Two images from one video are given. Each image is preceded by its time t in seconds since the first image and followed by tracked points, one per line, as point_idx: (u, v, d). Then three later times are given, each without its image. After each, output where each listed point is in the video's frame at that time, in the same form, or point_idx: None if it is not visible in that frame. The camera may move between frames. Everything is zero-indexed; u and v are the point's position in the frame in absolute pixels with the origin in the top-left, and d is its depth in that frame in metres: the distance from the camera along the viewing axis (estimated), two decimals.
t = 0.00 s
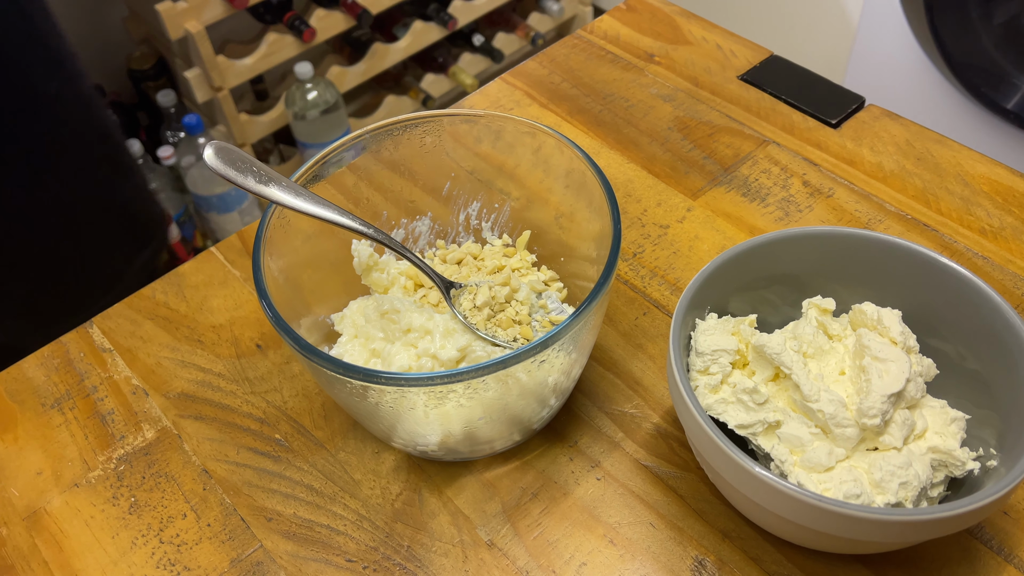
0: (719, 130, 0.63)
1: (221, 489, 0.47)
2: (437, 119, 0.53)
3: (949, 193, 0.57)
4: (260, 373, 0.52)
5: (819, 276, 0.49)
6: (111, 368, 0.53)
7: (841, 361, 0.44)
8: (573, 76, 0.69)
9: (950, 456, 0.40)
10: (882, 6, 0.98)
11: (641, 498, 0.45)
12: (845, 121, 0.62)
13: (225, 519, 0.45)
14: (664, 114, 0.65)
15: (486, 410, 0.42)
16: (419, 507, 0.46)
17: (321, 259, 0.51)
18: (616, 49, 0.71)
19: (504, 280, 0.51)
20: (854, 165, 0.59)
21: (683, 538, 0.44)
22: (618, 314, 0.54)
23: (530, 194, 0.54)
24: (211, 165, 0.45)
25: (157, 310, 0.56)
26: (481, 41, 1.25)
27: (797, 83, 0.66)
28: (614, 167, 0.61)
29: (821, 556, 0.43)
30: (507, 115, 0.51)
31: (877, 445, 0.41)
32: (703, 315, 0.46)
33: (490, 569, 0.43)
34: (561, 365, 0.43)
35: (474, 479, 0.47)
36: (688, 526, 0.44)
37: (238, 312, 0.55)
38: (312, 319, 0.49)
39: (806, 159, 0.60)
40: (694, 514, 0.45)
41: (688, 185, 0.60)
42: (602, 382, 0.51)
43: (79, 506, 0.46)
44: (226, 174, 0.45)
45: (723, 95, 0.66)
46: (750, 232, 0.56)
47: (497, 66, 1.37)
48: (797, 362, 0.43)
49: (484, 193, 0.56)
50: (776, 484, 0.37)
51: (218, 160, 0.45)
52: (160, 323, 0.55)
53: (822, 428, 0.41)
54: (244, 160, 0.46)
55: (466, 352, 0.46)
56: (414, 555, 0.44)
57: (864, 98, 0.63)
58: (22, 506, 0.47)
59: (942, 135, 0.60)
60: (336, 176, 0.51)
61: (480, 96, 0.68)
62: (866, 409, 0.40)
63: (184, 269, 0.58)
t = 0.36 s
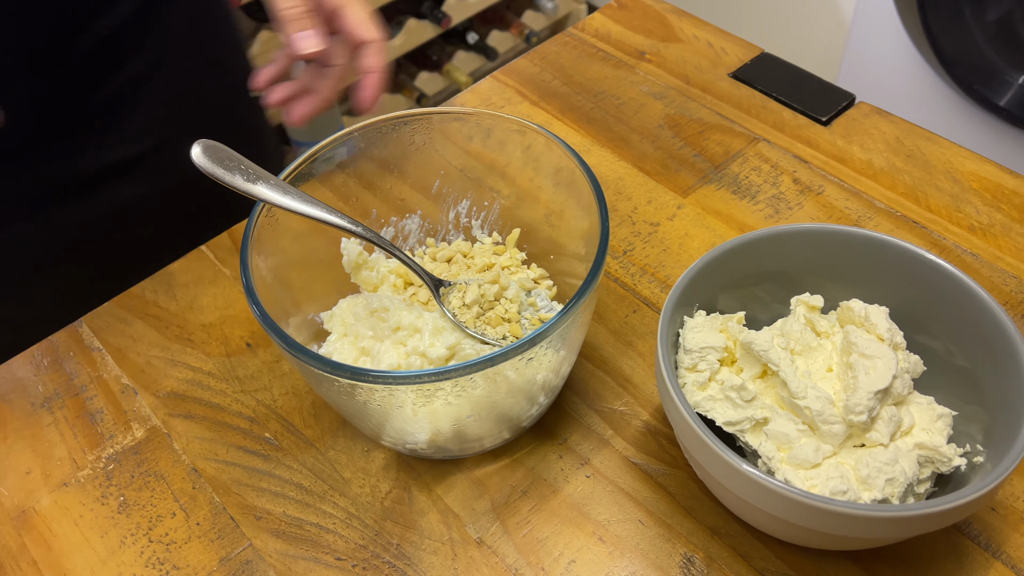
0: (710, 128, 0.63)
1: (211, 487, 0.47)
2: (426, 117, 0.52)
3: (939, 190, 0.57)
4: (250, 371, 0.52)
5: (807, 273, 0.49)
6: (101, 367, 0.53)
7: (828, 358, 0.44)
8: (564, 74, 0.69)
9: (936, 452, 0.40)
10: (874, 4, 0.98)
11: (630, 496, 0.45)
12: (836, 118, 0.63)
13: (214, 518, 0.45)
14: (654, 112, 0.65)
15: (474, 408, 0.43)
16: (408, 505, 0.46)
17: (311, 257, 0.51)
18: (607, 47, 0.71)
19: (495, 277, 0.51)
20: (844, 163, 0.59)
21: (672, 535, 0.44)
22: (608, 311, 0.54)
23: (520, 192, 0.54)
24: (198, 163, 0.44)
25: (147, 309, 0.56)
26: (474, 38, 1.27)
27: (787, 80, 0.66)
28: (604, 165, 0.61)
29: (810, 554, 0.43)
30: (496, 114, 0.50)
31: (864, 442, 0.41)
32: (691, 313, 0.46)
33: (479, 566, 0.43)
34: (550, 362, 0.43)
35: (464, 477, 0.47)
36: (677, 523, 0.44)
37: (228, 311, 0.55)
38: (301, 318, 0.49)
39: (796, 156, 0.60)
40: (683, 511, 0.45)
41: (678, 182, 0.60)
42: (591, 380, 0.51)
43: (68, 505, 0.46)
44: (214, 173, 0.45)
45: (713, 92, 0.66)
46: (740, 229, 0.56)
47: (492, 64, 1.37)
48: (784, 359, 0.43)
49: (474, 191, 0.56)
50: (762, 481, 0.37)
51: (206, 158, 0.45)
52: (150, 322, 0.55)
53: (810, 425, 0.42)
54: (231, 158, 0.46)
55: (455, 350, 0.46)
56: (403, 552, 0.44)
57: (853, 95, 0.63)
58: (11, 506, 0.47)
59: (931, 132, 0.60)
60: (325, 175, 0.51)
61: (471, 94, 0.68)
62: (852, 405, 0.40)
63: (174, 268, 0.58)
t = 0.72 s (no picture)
0: (703, 127, 0.63)
1: (203, 487, 0.47)
2: (417, 115, 0.51)
3: (931, 188, 0.57)
4: (243, 371, 0.52)
5: (799, 271, 0.49)
6: (93, 367, 0.53)
7: (819, 356, 0.44)
8: (558, 73, 0.69)
9: (926, 450, 0.40)
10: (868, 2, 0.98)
11: (622, 494, 0.46)
12: (829, 117, 0.63)
13: (207, 518, 0.46)
14: (648, 111, 0.65)
15: (465, 407, 0.43)
16: (400, 504, 0.46)
17: (303, 256, 0.51)
18: (600, 46, 0.71)
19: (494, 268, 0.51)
20: (837, 161, 0.59)
21: (663, 533, 0.44)
22: (601, 310, 0.54)
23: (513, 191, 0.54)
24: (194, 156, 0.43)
25: (140, 308, 0.56)
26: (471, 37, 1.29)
27: (780, 80, 0.66)
28: (597, 164, 0.61)
29: (801, 551, 0.43)
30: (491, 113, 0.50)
31: (854, 440, 0.41)
32: (682, 311, 0.46)
33: (471, 565, 0.43)
34: (541, 361, 0.43)
35: (456, 476, 0.47)
36: (669, 522, 0.44)
37: (221, 310, 0.56)
38: (293, 318, 0.48)
39: (789, 155, 0.60)
40: (675, 509, 0.45)
41: (671, 181, 0.60)
42: (584, 379, 0.51)
43: (60, 505, 0.46)
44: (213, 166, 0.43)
45: (707, 91, 0.66)
46: (732, 228, 0.56)
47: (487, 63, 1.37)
48: (775, 357, 0.43)
49: (466, 190, 0.56)
50: (753, 480, 0.37)
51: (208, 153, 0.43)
52: (142, 321, 0.55)
53: (800, 423, 0.42)
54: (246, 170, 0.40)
55: (447, 349, 0.46)
56: (396, 551, 0.44)
57: (846, 94, 0.63)
58: (3, 505, 0.47)
59: (924, 131, 0.61)
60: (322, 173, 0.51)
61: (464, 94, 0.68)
62: (842, 404, 0.40)
63: (167, 267, 0.58)
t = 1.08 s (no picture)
0: (702, 125, 0.63)
1: (203, 485, 0.47)
2: (417, 113, 0.51)
3: (930, 186, 0.57)
4: (242, 369, 0.52)
5: (799, 269, 0.49)
6: (92, 365, 0.53)
7: (818, 353, 0.44)
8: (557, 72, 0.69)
9: (926, 448, 0.40)
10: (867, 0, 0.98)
11: (622, 492, 0.46)
12: (827, 115, 0.63)
13: (206, 516, 0.45)
14: (646, 109, 0.65)
15: (465, 406, 0.43)
16: (400, 503, 0.46)
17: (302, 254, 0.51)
18: (599, 44, 0.72)
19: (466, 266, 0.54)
20: (835, 159, 0.59)
21: (663, 531, 0.44)
22: (600, 308, 0.54)
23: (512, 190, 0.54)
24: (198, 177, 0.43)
25: (139, 307, 0.56)
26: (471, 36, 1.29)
27: (779, 78, 0.66)
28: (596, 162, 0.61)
29: (801, 549, 0.43)
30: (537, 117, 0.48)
31: (853, 437, 0.41)
32: (682, 309, 0.46)
33: (471, 564, 0.43)
34: (541, 359, 0.43)
35: (456, 474, 0.47)
36: (668, 519, 0.44)
37: (220, 309, 0.56)
38: (292, 315, 0.48)
39: (788, 153, 0.60)
40: (674, 507, 0.45)
41: (670, 179, 0.60)
42: (583, 376, 0.51)
43: (58, 503, 0.46)
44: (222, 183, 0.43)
45: (706, 89, 0.66)
46: (731, 226, 0.56)
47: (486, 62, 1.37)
48: (774, 355, 0.43)
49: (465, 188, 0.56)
50: (753, 477, 0.37)
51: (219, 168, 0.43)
52: (141, 319, 0.55)
53: (799, 421, 0.42)
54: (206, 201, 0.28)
55: (447, 348, 0.46)
56: (395, 550, 0.44)
57: (845, 92, 0.63)
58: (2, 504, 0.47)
59: (923, 128, 0.61)
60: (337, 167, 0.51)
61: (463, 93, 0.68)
62: (842, 401, 0.40)
63: (166, 266, 0.58)
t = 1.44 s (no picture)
0: (702, 123, 0.63)
1: (203, 482, 0.47)
2: (423, 110, 0.51)
3: (929, 184, 0.57)
4: (241, 367, 0.52)
5: (798, 266, 0.49)
6: (92, 363, 0.53)
7: (818, 350, 0.44)
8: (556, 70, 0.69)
9: (925, 444, 0.41)
10: None
11: (622, 489, 0.46)
12: (827, 113, 0.63)
13: (206, 513, 0.45)
14: (646, 107, 0.65)
15: (464, 403, 0.43)
16: (399, 499, 0.46)
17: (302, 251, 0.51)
18: (599, 42, 0.72)
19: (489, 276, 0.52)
20: (835, 157, 0.59)
21: (662, 528, 0.44)
22: (600, 306, 0.54)
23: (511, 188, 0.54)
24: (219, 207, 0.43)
25: (138, 305, 0.56)
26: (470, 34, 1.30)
27: (778, 76, 0.66)
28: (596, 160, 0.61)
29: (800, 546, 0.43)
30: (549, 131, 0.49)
31: (853, 434, 0.41)
32: (681, 306, 0.46)
33: (470, 561, 0.43)
34: (541, 359, 0.43)
35: (455, 472, 0.47)
36: (668, 516, 0.44)
37: (219, 306, 0.55)
38: (296, 311, 0.48)
39: (788, 151, 0.60)
40: (674, 504, 0.45)
41: (670, 177, 0.60)
42: (583, 373, 0.51)
43: (58, 501, 0.46)
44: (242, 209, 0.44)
45: (705, 87, 0.66)
46: (731, 223, 0.56)
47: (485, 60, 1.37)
48: (774, 352, 0.43)
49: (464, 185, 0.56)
50: (753, 473, 0.37)
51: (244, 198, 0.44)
52: (140, 317, 0.55)
53: (799, 417, 0.42)
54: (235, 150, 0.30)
55: (447, 346, 0.46)
56: (395, 547, 0.44)
57: (844, 90, 0.63)
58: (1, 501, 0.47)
59: (922, 126, 0.61)
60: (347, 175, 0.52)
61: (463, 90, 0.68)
62: (841, 397, 0.40)
63: (165, 264, 0.58)
